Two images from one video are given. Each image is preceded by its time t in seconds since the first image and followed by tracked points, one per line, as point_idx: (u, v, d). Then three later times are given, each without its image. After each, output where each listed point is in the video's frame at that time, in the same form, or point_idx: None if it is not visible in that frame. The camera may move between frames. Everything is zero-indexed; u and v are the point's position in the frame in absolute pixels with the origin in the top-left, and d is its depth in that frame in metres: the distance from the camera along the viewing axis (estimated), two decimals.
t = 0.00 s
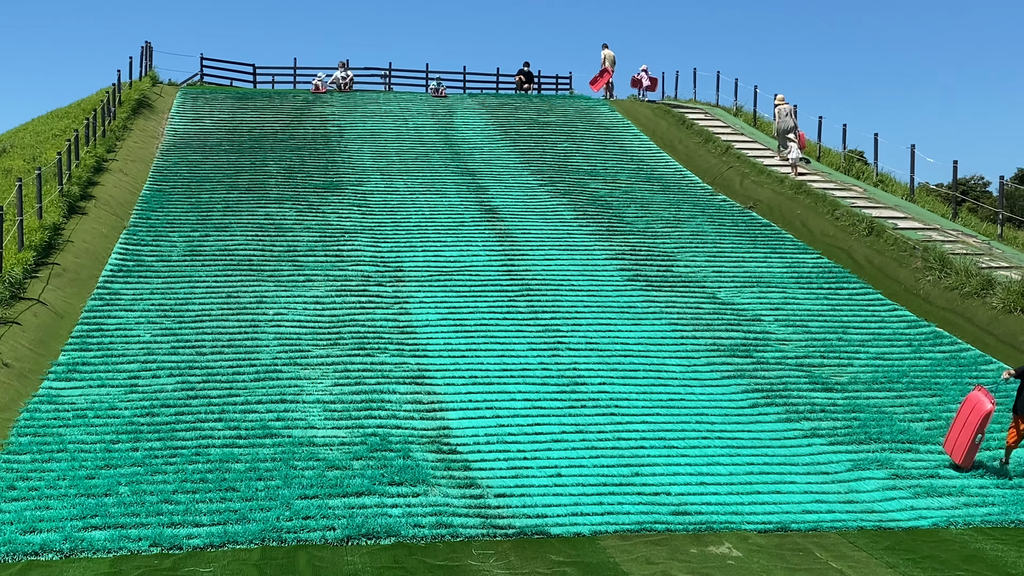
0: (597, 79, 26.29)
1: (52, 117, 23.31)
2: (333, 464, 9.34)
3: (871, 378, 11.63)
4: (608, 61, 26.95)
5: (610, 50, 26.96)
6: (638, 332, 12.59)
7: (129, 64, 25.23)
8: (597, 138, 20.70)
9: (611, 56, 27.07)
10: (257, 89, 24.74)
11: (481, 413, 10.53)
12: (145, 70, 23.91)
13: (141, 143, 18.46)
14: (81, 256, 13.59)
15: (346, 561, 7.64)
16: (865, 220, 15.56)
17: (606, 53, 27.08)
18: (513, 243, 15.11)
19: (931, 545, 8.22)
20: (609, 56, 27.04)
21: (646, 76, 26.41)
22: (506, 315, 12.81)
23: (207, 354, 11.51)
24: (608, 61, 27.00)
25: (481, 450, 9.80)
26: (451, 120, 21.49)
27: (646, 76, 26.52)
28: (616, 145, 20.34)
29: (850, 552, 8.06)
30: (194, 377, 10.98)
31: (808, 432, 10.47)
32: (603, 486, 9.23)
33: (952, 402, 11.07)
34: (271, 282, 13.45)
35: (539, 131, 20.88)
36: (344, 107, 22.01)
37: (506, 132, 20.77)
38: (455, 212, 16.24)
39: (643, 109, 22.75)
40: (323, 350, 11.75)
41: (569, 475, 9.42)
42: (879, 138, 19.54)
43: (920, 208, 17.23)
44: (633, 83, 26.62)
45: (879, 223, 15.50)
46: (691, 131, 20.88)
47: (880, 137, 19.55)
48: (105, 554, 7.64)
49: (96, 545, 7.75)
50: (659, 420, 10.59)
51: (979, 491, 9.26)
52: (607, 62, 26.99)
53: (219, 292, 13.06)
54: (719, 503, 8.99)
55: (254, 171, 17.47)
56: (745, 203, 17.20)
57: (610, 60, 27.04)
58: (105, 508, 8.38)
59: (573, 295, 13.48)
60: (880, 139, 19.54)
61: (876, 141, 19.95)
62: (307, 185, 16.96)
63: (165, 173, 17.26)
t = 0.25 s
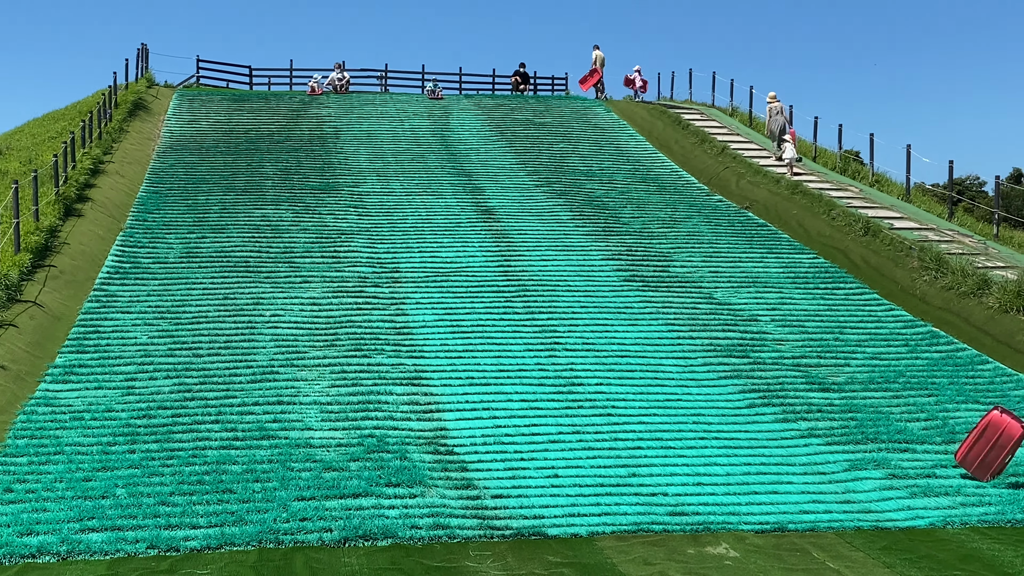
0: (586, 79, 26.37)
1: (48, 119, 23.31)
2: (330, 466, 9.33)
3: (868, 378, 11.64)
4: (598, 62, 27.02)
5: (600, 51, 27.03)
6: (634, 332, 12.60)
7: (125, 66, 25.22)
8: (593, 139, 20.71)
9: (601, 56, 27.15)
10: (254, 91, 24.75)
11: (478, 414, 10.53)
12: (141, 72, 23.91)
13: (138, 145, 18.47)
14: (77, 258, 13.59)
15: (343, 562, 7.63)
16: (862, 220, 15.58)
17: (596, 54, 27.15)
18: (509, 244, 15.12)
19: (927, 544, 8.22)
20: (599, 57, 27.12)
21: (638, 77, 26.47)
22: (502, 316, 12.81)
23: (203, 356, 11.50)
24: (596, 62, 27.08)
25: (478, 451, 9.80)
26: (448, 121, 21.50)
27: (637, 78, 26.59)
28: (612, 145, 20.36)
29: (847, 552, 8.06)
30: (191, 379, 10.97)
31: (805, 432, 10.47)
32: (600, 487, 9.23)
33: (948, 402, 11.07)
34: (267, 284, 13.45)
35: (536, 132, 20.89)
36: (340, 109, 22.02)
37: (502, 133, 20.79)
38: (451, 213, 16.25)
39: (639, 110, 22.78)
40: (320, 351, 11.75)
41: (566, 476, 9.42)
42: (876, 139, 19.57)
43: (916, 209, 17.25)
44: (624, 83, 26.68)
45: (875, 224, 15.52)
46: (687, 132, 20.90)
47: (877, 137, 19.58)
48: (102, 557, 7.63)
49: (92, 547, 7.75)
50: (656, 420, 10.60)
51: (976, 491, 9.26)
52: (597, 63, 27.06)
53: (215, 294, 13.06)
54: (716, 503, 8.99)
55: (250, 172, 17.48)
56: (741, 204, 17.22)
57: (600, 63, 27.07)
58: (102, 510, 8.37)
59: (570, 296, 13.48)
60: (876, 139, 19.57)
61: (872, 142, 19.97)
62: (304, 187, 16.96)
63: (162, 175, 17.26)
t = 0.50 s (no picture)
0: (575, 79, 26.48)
1: (45, 119, 23.28)
2: (328, 466, 9.33)
3: (866, 377, 11.63)
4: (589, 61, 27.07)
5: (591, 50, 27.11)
6: (632, 332, 12.60)
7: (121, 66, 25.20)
8: (591, 138, 20.71)
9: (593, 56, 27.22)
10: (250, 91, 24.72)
11: (475, 414, 10.52)
12: (138, 73, 23.90)
13: (135, 146, 18.45)
14: (75, 259, 13.57)
15: (342, 562, 7.63)
16: (859, 219, 15.57)
17: (586, 54, 27.27)
18: (507, 243, 15.12)
19: (926, 543, 8.22)
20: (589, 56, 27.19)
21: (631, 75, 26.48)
22: (500, 315, 12.81)
23: (201, 356, 11.50)
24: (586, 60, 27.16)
25: (476, 451, 9.80)
26: (445, 121, 21.50)
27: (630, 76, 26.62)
28: (610, 145, 20.36)
29: (845, 551, 8.06)
30: (189, 380, 10.97)
31: (803, 431, 10.47)
32: (598, 486, 9.23)
33: (946, 401, 11.07)
34: (265, 284, 13.45)
35: (533, 132, 20.88)
36: (337, 109, 22.01)
37: (499, 133, 20.78)
38: (449, 213, 16.25)
39: (636, 109, 22.77)
40: (317, 352, 11.75)
41: (564, 475, 9.42)
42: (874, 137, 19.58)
43: (914, 207, 17.25)
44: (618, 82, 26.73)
45: (873, 222, 15.52)
46: (684, 131, 20.90)
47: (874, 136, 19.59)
48: (101, 558, 7.63)
49: (91, 548, 7.74)
50: (654, 420, 10.59)
51: (974, 490, 9.26)
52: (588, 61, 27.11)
53: (213, 294, 13.05)
54: (714, 502, 8.99)
55: (247, 173, 17.46)
56: (738, 203, 17.23)
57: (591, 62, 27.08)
58: (100, 511, 8.37)
59: (567, 296, 13.48)
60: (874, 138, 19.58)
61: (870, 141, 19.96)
62: (301, 187, 16.95)
63: (159, 175, 17.25)
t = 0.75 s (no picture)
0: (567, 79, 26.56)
1: (44, 119, 23.29)
2: (327, 466, 9.33)
3: (865, 376, 11.64)
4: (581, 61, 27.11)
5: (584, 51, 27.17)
6: (631, 331, 12.60)
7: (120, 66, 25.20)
8: (590, 137, 20.71)
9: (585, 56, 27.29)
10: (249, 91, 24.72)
11: (475, 413, 10.53)
12: (137, 73, 23.89)
13: (135, 146, 18.45)
14: (74, 259, 13.57)
15: (342, 562, 7.63)
16: (858, 217, 15.57)
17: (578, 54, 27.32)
18: (506, 243, 15.13)
19: (925, 542, 8.23)
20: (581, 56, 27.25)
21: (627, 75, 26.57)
22: (500, 315, 12.81)
23: (201, 356, 11.50)
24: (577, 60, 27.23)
25: (476, 450, 9.81)
26: (444, 120, 21.50)
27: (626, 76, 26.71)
28: (609, 144, 20.36)
29: (845, 550, 8.07)
30: (188, 380, 10.97)
31: (802, 430, 10.47)
32: (598, 486, 9.24)
33: (945, 399, 11.08)
34: (264, 284, 13.45)
35: (532, 131, 20.89)
36: (336, 108, 22.01)
37: (498, 132, 20.78)
38: (448, 213, 16.26)
39: (635, 109, 22.77)
40: (317, 351, 11.76)
41: (564, 475, 9.42)
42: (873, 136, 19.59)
43: (913, 206, 17.26)
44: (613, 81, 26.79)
45: (872, 221, 15.52)
46: (683, 130, 20.90)
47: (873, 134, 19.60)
48: (101, 558, 7.63)
49: (90, 547, 7.75)
50: (653, 419, 10.60)
51: (974, 488, 9.27)
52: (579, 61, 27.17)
53: (212, 294, 13.06)
54: (713, 501, 9.00)
55: (247, 173, 17.46)
56: (737, 202, 17.23)
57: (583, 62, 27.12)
58: (100, 511, 8.37)
59: (567, 295, 13.48)
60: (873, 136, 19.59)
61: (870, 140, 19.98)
62: (300, 187, 16.96)
63: (158, 175, 17.25)
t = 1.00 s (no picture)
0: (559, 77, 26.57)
1: (44, 119, 23.28)
2: (328, 464, 9.33)
3: (865, 374, 11.64)
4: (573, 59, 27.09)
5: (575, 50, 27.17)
6: (631, 330, 12.60)
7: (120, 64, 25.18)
8: (589, 136, 20.71)
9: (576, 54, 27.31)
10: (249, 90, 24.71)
11: (475, 412, 10.53)
12: (136, 72, 23.88)
13: (134, 145, 18.44)
14: (74, 258, 13.57)
15: (342, 561, 7.64)
16: (858, 215, 15.56)
17: (570, 52, 27.30)
18: (506, 241, 15.12)
19: (925, 540, 8.23)
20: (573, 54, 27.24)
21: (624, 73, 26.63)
22: (499, 313, 12.81)
23: (201, 355, 11.50)
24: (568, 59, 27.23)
25: (476, 449, 9.81)
26: (443, 119, 21.49)
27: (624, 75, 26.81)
28: (609, 143, 20.35)
29: (845, 548, 8.07)
30: (189, 379, 10.97)
31: (802, 428, 10.47)
32: (598, 484, 9.24)
33: (945, 397, 11.08)
34: (264, 283, 13.44)
35: (532, 130, 20.88)
36: (336, 107, 21.99)
37: (498, 130, 20.78)
38: (448, 211, 16.26)
39: (635, 107, 22.77)
40: (317, 350, 11.75)
41: (564, 473, 9.42)
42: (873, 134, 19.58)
43: (913, 204, 17.25)
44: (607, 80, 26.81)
45: (872, 219, 15.52)
46: (683, 128, 20.88)
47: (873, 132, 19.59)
48: (101, 557, 7.63)
49: (91, 546, 7.75)
50: (654, 417, 10.60)
51: (974, 486, 9.27)
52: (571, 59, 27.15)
53: (212, 293, 13.05)
54: (714, 499, 9.00)
55: (246, 172, 17.46)
56: (737, 201, 17.23)
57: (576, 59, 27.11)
58: (100, 510, 8.37)
59: (566, 294, 13.48)
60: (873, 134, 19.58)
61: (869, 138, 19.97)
62: (300, 185, 16.95)
63: (158, 174, 17.24)
